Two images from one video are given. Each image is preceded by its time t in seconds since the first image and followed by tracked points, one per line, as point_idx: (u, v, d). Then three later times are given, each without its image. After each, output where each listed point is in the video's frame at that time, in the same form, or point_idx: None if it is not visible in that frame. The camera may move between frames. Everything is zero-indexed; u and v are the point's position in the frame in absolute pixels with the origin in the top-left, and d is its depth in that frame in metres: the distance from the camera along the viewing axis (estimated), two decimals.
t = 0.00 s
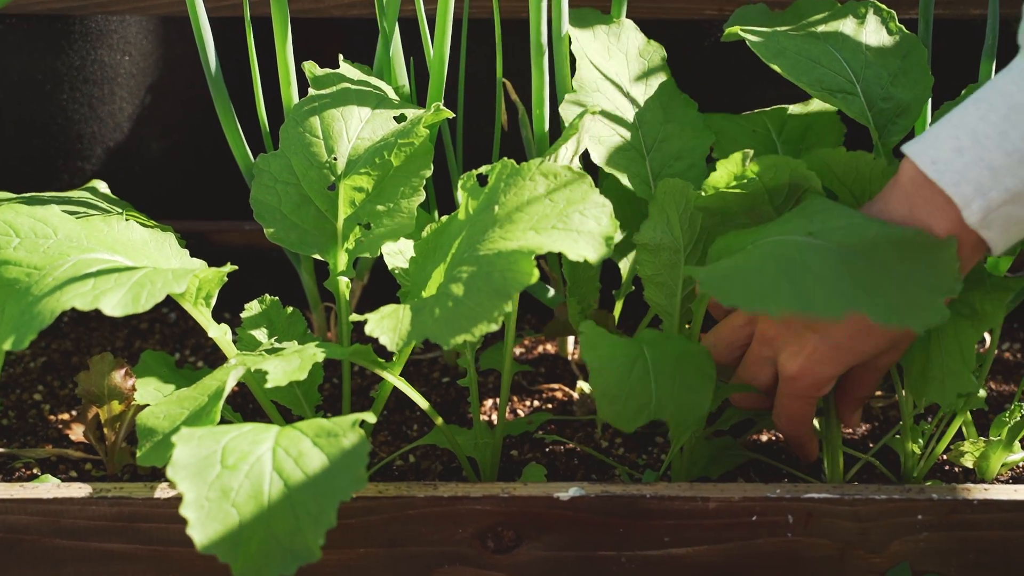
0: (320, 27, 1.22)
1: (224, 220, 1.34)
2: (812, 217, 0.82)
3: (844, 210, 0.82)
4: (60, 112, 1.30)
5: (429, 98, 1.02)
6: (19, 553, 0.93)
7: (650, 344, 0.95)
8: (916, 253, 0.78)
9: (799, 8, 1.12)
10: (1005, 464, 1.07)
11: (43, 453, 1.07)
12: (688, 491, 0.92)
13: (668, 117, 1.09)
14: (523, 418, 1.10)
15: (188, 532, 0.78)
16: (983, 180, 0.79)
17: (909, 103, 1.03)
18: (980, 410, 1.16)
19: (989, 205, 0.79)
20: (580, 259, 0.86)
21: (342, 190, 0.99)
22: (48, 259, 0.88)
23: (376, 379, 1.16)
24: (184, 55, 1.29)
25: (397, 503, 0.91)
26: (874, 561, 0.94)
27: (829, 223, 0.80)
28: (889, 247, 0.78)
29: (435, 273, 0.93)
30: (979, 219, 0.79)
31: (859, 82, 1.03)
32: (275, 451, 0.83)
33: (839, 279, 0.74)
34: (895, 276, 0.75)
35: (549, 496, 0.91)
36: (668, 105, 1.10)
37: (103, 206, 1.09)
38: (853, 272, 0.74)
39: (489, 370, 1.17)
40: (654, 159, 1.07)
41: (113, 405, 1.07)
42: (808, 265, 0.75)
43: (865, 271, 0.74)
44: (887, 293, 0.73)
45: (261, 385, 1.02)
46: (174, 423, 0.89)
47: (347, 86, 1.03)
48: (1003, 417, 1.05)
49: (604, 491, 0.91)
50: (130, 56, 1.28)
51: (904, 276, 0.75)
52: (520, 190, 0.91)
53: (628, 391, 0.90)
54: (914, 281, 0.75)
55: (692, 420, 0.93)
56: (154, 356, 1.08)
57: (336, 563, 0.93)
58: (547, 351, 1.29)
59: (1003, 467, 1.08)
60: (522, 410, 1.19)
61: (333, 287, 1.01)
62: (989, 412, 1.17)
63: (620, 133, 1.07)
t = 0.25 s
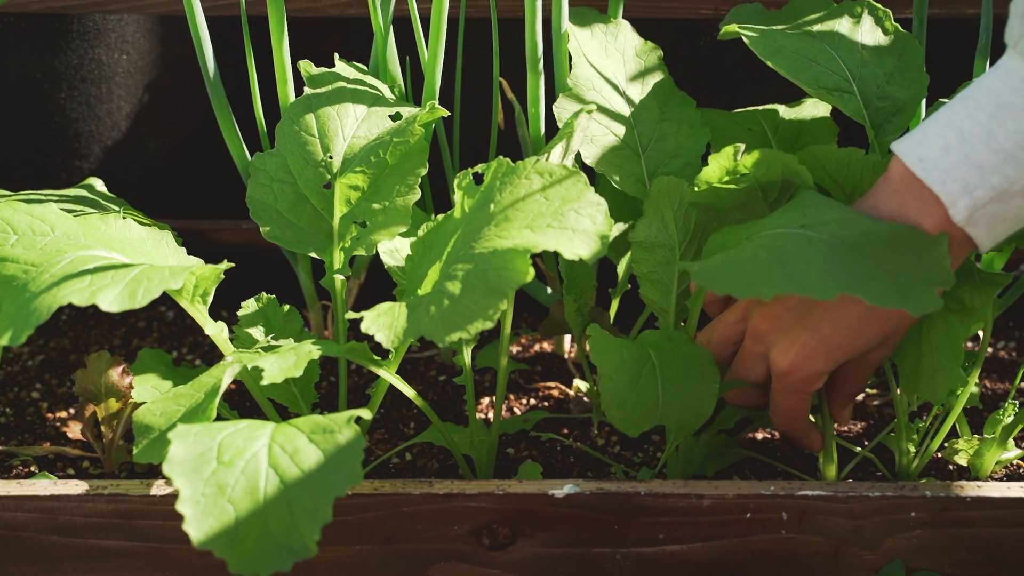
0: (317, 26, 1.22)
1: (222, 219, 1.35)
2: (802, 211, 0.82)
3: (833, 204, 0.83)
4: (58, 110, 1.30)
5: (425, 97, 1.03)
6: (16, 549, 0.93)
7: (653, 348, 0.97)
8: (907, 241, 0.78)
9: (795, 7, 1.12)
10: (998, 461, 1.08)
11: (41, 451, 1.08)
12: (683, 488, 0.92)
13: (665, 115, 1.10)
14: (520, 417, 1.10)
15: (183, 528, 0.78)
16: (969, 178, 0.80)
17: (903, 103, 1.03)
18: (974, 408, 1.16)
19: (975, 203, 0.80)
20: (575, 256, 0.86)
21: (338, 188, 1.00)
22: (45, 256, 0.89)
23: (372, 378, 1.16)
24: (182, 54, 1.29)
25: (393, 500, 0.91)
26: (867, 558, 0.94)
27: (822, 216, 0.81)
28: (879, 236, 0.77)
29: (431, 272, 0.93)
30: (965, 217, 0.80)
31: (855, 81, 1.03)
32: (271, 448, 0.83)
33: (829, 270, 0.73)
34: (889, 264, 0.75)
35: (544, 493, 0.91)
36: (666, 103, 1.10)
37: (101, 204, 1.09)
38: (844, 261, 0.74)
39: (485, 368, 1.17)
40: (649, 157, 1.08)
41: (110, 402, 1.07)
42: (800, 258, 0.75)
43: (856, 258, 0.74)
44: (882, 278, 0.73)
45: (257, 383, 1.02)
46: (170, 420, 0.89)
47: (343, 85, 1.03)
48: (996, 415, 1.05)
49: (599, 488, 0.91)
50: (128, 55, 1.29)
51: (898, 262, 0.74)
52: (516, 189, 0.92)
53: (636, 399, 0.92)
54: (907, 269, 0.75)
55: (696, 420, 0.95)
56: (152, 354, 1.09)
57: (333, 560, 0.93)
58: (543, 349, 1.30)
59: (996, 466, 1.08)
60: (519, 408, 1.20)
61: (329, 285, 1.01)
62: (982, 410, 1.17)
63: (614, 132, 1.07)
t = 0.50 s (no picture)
0: (313, 23, 1.22)
1: (218, 216, 1.35)
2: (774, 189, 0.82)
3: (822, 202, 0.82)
4: (54, 108, 1.31)
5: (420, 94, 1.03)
6: (10, 545, 0.93)
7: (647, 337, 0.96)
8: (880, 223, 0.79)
9: (788, 4, 1.12)
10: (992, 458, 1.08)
11: (36, 447, 1.08)
12: (676, 484, 0.92)
13: (666, 112, 1.09)
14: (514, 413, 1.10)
15: (176, 523, 0.78)
16: (950, 160, 0.80)
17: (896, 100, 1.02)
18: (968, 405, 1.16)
19: (954, 185, 0.80)
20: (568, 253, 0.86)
21: (333, 185, 0.99)
22: (39, 253, 0.89)
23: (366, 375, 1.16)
24: (178, 51, 1.29)
25: (386, 496, 0.91)
26: (860, 554, 0.94)
27: (799, 199, 0.80)
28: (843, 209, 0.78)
29: (424, 269, 0.93)
30: (943, 199, 0.80)
31: (850, 78, 1.03)
32: (264, 443, 0.84)
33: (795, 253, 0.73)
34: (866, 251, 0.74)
35: (536, 489, 0.91)
36: (665, 99, 1.09)
37: (96, 201, 1.09)
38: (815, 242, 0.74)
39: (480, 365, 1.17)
40: (652, 153, 1.07)
41: (105, 399, 1.07)
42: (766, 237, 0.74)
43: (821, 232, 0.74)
44: (853, 262, 0.73)
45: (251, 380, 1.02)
46: (163, 416, 0.89)
47: (338, 83, 1.03)
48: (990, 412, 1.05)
49: (591, 484, 0.91)
50: (124, 53, 1.29)
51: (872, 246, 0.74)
52: (509, 186, 0.92)
53: (629, 383, 0.91)
54: (881, 247, 0.74)
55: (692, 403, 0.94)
56: (147, 351, 1.09)
57: (326, 556, 0.93)
58: (539, 346, 1.30)
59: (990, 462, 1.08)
60: (514, 405, 1.20)
61: (324, 282, 1.01)
62: (976, 408, 1.17)
63: (618, 125, 1.06)
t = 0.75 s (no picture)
0: (299, 23, 1.22)
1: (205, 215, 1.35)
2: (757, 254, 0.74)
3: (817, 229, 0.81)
4: (41, 107, 1.31)
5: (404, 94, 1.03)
6: None
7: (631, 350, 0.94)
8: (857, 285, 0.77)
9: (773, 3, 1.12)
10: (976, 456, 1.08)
11: (22, 446, 1.08)
12: (658, 482, 0.92)
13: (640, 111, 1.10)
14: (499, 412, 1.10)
15: (157, 522, 0.78)
16: (913, 221, 0.79)
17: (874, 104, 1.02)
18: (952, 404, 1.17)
19: (919, 246, 0.79)
20: (549, 252, 0.86)
21: (317, 184, 1.00)
22: (21, 252, 0.89)
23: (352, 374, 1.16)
24: (165, 51, 1.29)
25: (369, 495, 0.92)
26: (842, 553, 0.95)
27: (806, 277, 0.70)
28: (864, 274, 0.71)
29: (407, 268, 0.94)
30: (909, 260, 0.79)
31: (831, 78, 1.04)
32: (246, 442, 0.84)
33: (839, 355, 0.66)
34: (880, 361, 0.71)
35: (518, 487, 0.92)
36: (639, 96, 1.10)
37: (82, 200, 1.09)
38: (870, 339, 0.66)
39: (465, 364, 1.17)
40: (623, 154, 1.09)
41: (91, 398, 1.07)
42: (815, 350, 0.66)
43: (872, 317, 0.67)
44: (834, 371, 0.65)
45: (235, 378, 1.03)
46: (146, 415, 0.89)
47: (322, 82, 1.04)
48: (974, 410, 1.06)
49: (574, 482, 0.92)
50: (111, 52, 1.29)
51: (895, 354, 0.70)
52: (492, 185, 0.92)
53: (609, 403, 0.91)
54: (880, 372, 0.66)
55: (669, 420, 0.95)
56: (133, 350, 1.09)
57: (310, 554, 0.94)
58: (527, 345, 1.30)
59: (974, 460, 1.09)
60: (500, 404, 1.20)
61: (308, 281, 1.01)
62: (961, 406, 1.18)
63: (586, 130, 1.09)
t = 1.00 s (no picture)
0: (280, 20, 1.23)
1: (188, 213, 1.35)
2: (730, 427, 0.78)
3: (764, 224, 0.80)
4: (23, 105, 1.31)
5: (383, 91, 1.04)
6: None
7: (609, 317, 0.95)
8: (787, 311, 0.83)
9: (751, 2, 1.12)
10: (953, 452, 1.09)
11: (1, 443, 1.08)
12: (633, 479, 0.93)
13: (618, 109, 1.11)
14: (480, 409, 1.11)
15: (129, 518, 0.79)
16: (875, 212, 0.80)
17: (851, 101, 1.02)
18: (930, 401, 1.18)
19: (879, 236, 0.81)
20: (523, 249, 0.87)
21: (294, 180, 1.00)
22: None
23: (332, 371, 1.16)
24: (146, 48, 1.29)
25: (344, 491, 0.92)
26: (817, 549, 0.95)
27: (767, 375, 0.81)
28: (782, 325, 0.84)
29: (382, 265, 0.94)
30: (870, 249, 0.81)
31: (807, 76, 1.04)
32: (219, 439, 0.84)
33: (795, 505, 0.77)
34: (816, 391, 0.81)
35: (493, 483, 0.92)
36: (617, 92, 1.12)
37: (61, 197, 1.10)
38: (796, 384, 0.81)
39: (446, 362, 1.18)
40: (601, 152, 1.10)
41: (69, 394, 1.07)
42: (779, 478, 0.77)
43: (808, 436, 0.78)
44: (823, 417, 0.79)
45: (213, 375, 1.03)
46: (121, 411, 0.90)
47: (299, 80, 1.04)
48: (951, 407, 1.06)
49: (548, 478, 0.92)
50: (93, 50, 1.29)
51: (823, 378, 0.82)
52: (466, 182, 0.92)
53: (592, 361, 0.90)
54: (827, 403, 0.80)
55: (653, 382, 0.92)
56: (113, 347, 1.09)
57: (286, 550, 0.94)
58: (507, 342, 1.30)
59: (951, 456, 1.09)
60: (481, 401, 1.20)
61: (286, 278, 1.02)
62: (939, 403, 1.19)
63: (563, 128, 1.10)
